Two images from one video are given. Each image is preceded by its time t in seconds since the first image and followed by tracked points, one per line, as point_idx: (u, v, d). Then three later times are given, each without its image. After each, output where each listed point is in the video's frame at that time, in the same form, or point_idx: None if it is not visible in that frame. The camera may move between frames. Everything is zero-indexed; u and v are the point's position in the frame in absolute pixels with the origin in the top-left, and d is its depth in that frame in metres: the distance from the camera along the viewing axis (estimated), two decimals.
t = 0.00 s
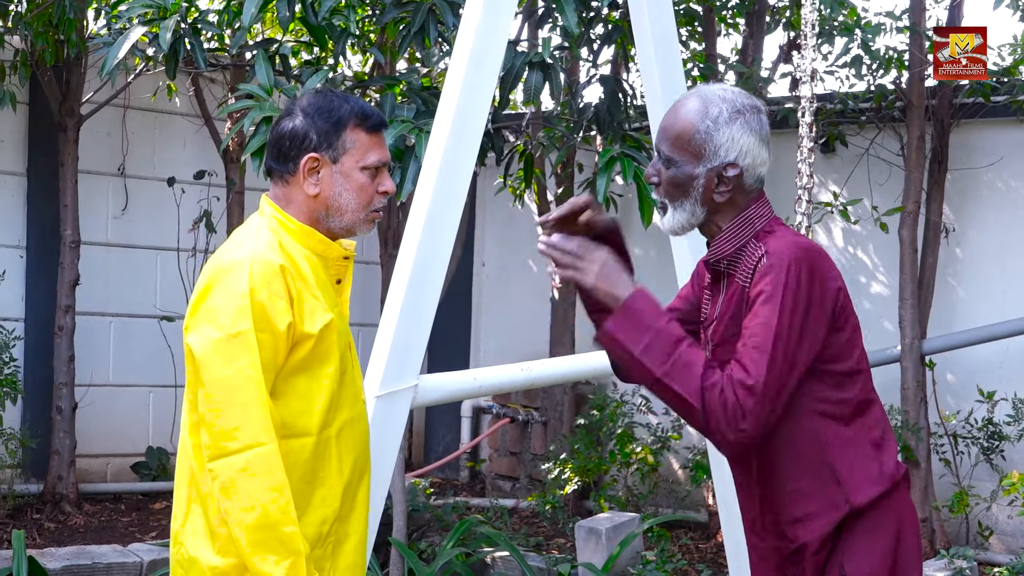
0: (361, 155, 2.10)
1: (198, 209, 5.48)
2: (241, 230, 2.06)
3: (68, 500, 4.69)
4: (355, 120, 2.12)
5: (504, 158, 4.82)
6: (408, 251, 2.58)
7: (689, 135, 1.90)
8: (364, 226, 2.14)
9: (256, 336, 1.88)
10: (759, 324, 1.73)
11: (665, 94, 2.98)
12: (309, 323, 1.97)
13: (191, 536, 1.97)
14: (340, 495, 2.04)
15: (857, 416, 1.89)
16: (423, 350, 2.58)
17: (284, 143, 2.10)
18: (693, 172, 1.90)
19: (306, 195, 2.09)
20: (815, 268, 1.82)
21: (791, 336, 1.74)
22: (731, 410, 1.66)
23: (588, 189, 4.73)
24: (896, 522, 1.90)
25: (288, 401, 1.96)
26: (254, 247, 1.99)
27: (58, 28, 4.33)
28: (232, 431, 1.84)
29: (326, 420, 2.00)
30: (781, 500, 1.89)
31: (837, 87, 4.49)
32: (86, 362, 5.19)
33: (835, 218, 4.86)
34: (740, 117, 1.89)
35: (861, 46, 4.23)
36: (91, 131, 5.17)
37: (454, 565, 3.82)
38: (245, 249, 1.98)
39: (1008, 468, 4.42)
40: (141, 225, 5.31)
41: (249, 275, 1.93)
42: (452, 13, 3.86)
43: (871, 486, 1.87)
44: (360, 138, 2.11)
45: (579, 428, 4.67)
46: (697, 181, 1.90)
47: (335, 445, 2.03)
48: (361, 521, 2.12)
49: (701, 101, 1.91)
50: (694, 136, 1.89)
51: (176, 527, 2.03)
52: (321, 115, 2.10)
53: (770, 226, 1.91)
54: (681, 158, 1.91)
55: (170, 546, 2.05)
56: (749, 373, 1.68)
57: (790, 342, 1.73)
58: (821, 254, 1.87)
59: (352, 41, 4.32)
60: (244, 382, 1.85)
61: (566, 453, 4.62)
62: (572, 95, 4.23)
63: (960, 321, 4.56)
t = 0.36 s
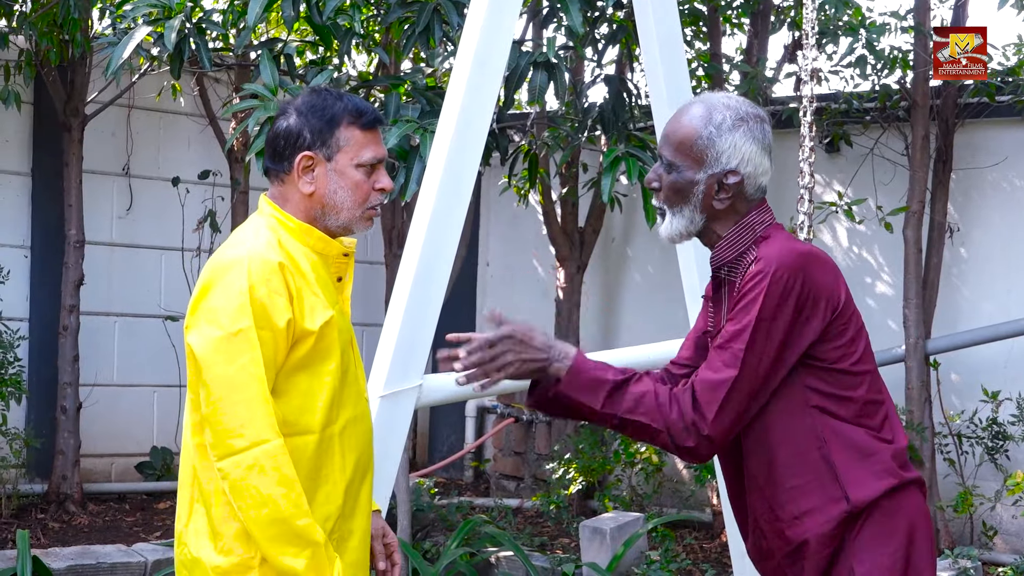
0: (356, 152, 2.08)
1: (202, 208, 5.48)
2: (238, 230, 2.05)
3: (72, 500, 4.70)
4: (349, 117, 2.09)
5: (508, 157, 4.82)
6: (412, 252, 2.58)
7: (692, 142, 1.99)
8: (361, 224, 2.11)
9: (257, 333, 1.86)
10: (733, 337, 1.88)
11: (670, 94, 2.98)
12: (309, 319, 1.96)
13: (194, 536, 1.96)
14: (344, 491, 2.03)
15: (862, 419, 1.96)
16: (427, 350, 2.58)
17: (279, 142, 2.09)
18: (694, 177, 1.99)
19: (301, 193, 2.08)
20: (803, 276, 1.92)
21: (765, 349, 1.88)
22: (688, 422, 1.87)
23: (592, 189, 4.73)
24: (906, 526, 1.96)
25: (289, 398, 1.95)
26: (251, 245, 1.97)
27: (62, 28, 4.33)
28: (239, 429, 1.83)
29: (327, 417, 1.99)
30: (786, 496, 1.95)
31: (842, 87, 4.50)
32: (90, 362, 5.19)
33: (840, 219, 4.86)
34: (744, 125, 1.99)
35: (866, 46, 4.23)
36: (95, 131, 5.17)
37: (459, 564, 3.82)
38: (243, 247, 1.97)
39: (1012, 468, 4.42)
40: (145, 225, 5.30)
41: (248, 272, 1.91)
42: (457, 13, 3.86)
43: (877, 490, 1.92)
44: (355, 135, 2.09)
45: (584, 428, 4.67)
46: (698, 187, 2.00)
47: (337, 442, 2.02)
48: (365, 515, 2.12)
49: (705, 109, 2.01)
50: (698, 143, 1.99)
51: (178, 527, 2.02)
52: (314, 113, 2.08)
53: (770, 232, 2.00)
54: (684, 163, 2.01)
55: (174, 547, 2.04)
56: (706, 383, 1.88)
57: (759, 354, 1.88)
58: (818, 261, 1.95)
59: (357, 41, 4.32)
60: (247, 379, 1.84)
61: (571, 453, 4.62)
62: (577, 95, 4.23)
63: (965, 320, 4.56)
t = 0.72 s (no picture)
0: (353, 151, 2.08)
1: (202, 208, 5.48)
2: (246, 219, 2.06)
3: (71, 499, 4.69)
4: (345, 117, 2.09)
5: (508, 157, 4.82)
6: (412, 252, 2.58)
7: (735, 122, 2.01)
8: (358, 223, 2.11)
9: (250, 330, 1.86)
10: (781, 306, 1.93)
11: (669, 94, 2.98)
12: (305, 317, 1.97)
13: (187, 536, 1.96)
14: (337, 491, 2.03)
15: (861, 421, 2.02)
16: (426, 350, 2.58)
17: (274, 142, 2.08)
18: (748, 155, 2.01)
19: (297, 193, 2.08)
20: (852, 263, 1.98)
21: (808, 326, 1.93)
22: (716, 388, 1.92)
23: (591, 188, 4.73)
24: (877, 530, 2.03)
25: (284, 397, 1.95)
26: (250, 241, 1.97)
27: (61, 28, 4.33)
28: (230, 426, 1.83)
29: (321, 416, 1.99)
30: (770, 479, 2.05)
31: (841, 87, 4.50)
32: (89, 362, 5.19)
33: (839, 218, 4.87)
34: (780, 92, 2.01)
35: (866, 45, 4.23)
36: (94, 130, 5.17)
37: (458, 564, 3.83)
38: (240, 243, 1.97)
39: (1011, 468, 4.42)
40: (144, 224, 5.30)
41: (245, 267, 1.91)
42: (456, 13, 3.86)
43: (857, 492, 1.99)
44: (351, 134, 2.09)
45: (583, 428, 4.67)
46: (756, 165, 2.01)
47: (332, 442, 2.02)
48: (360, 515, 2.11)
49: (737, 86, 2.03)
50: (740, 121, 2.00)
51: (173, 527, 2.03)
52: (310, 113, 2.08)
53: (825, 213, 2.05)
54: (734, 146, 2.02)
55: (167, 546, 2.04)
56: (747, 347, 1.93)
57: (805, 329, 1.93)
58: (864, 251, 2.01)
59: (356, 40, 4.31)
60: (239, 376, 1.84)
61: (570, 453, 4.62)
62: (576, 95, 4.23)
63: (964, 320, 4.57)
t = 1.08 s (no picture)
0: (356, 155, 2.08)
1: (201, 207, 5.47)
2: (241, 222, 2.05)
3: (71, 498, 4.70)
4: (351, 121, 2.10)
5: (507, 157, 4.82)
6: (411, 252, 2.58)
7: (702, 152, 2.04)
8: (355, 228, 2.11)
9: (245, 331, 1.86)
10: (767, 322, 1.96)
11: (668, 93, 2.98)
12: (304, 318, 1.96)
13: (184, 536, 1.96)
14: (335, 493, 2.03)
15: (876, 426, 2.04)
16: (426, 350, 2.58)
17: (278, 140, 2.08)
18: (724, 180, 2.04)
19: (299, 193, 2.08)
20: (843, 272, 1.99)
21: (799, 334, 1.95)
22: (703, 404, 1.93)
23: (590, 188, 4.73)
24: (903, 536, 2.05)
25: (280, 397, 1.95)
26: (248, 242, 1.97)
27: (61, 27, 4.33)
28: (224, 427, 1.83)
29: (318, 418, 1.99)
30: (789, 491, 2.08)
31: (841, 87, 4.50)
32: (89, 361, 5.19)
33: (839, 218, 4.87)
34: (738, 113, 2.04)
35: (866, 44, 4.23)
36: (94, 130, 5.17)
37: (457, 564, 3.83)
38: (237, 244, 1.96)
39: (1012, 467, 4.42)
40: (144, 224, 5.30)
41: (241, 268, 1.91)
42: (456, 12, 3.86)
43: (878, 500, 2.01)
44: (355, 138, 2.09)
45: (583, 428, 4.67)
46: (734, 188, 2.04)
47: (329, 443, 2.02)
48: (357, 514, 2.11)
49: (694, 116, 2.06)
50: (706, 150, 2.03)
51: (169, 527, 2.02)
52: (316, 114, 2.08)
53: (813, 225, 2.07)
54: (708, 177, 2.04)
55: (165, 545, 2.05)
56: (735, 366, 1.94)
57: (792, 340, 1.95)
58: (860, 260, 2.02)
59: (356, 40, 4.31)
60: (232, 378, 1.84)
61: (570, 453, 4.62)
62: (576, 94, 4.23)
63: (964, 320, 4.56)
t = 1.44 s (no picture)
0: (349, 159, 2.04)
1: (201, 206, 5.47)
2: (229, 227, 2.04)
3: (71, 497, 4.70)
4: (346, 125, 2.05)
5: (507, 156, 4.82)
6: (411, 250, 2.59)
7: (676, 152, 2.12)
8: (346, 233, 2.08)
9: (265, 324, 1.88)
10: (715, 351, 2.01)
11: (668, 92, 2.97)
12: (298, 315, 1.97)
13: (176, 536, 1.99)
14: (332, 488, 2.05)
15: (859, 424, 2.04)
16: (426, 348, 2.59)
17: (274, 142, 2.05)
18: (684, 185, 2.11)
19: (291, 195, 2.04)
20: (794, 284, 2.01)
21: (756, 352, 1.99)
22: (668, 436, 2.01)
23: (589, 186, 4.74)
24: (902, 530, 2.04)
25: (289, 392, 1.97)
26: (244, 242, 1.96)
27: (60, 25, 4.32)
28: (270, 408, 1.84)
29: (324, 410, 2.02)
30: (780, 499, 2.04)
31: (841, 85, 4.49)
32: (89, 360, 5.19)
33: (838, 216, 4.87)
34: (722, 129, 2.13)
35: (865, 43, 4.23)
36: (94, 128, 5.17)
37: (457, 563, 3.83)
38: (232, 244, 1.96)
39: (1011, 466, 4.42)
40: (144, 222, 5.31)
41: (243, 264, 1.92)
42: (455, 11, 3.86)
43: (874, 495, 2.00)
44: (349, 143, 2.05)
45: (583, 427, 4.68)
46: (689, 195, 2.11)
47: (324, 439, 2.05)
48: (348, 513, 2.11)
49: (678, 120, 2.15)
50: (680, 151, 2.11)
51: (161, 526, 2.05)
52: (311, 116, 2.04)
53: (759, 243, 2.11)
54: (673, 176, 2.12)
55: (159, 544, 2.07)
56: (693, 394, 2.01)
57: (746, 359, 1.99)
58: (810, 269, 2.04)
59: (356, 39, 4.31)
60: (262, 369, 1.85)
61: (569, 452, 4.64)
62: (575, 93, 4.23)
63: (963, 319, 4.56)
